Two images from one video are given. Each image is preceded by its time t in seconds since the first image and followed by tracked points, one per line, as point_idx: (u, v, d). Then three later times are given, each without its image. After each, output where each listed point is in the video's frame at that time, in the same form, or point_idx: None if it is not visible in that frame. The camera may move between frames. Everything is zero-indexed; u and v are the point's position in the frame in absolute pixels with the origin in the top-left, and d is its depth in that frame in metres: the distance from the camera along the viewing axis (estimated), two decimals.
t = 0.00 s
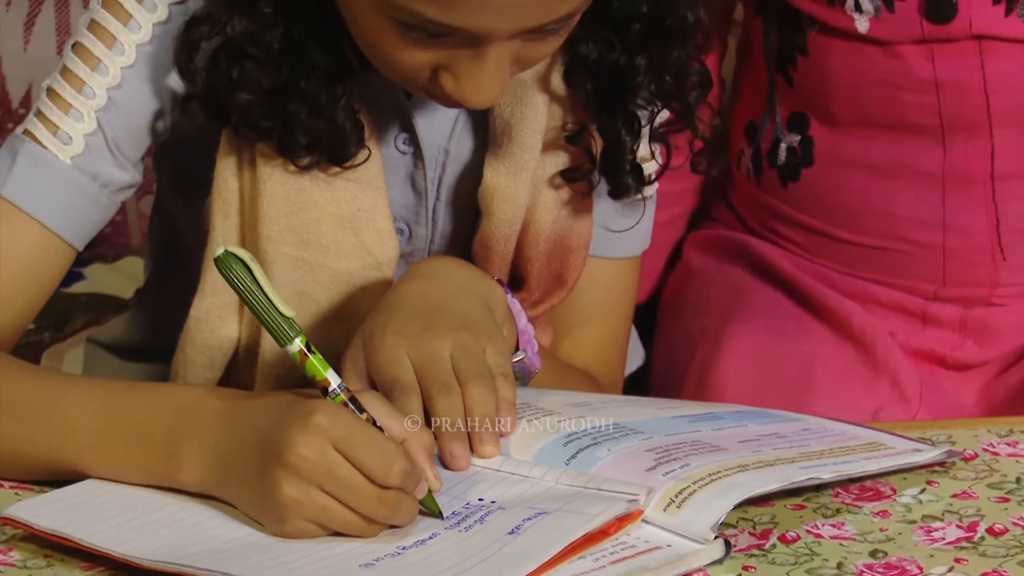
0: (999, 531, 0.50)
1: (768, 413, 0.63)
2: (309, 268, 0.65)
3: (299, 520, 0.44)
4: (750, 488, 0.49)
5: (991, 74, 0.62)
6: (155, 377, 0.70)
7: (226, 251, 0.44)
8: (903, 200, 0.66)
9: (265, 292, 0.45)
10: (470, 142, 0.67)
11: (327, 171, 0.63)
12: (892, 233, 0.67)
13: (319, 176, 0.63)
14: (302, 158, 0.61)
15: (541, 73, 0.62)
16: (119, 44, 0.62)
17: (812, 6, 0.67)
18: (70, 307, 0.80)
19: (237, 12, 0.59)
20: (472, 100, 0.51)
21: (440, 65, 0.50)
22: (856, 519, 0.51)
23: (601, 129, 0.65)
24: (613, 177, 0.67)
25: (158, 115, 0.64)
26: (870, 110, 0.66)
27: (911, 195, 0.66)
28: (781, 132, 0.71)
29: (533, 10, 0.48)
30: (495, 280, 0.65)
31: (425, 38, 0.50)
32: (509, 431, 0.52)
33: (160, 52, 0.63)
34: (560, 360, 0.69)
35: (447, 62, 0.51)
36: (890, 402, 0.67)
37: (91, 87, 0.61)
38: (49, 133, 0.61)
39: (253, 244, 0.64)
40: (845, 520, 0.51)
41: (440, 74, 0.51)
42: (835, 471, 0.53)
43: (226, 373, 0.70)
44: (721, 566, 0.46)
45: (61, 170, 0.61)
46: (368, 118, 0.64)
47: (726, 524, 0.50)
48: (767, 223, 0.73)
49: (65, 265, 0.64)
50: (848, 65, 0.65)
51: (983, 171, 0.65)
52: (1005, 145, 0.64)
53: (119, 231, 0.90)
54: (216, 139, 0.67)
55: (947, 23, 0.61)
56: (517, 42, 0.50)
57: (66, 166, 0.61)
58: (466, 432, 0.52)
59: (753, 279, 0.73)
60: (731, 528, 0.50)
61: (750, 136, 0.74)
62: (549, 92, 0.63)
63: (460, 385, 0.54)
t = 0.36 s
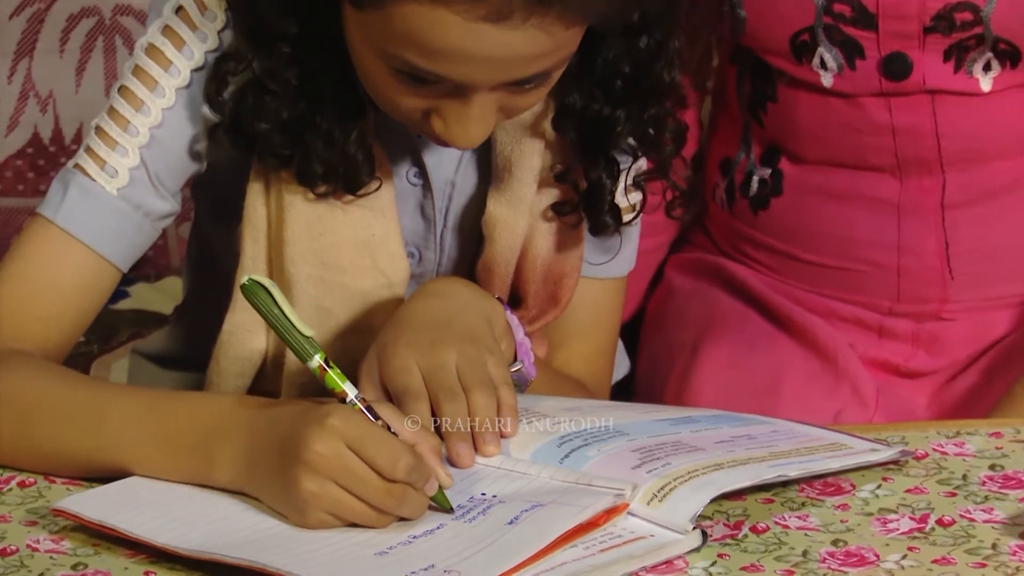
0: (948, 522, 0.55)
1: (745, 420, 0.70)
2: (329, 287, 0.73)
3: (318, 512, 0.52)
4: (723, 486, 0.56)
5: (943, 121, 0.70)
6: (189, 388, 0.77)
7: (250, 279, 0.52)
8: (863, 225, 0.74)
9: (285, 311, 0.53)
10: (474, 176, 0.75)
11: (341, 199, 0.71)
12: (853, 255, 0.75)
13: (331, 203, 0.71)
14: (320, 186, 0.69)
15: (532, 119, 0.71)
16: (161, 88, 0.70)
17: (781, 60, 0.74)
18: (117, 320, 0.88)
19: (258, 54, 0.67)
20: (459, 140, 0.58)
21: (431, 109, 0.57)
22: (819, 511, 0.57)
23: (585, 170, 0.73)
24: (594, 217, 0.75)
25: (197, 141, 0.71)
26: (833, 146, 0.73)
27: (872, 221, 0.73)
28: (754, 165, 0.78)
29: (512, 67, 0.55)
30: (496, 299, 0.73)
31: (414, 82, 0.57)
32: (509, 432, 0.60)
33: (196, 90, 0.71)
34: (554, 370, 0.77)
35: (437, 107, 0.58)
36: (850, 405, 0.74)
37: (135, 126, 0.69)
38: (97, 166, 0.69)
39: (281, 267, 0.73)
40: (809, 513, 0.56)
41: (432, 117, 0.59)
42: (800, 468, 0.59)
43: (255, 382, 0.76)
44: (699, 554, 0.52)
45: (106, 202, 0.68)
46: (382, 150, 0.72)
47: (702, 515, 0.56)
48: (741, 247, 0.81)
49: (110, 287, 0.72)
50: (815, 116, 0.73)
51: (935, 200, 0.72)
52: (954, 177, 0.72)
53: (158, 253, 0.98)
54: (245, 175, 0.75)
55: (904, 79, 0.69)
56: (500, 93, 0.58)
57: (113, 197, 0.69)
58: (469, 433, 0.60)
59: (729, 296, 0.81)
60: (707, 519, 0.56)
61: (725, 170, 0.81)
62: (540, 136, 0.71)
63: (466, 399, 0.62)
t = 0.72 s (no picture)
0: (907, 521, 0.62)
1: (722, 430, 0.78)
2: (345, 307, 0.80)
3: (338, 511, 0.59)
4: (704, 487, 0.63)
5: (900, 160, 0.78)
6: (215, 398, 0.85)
7: (288, 282, 0.60)
8: (828, 251, 0.82)
9: (317, 315, 0.60)
10: (476, 207, 0.83)
11: (355, 228, 0.78)
12: (820, 277, 0.82)
13: (344, 231, 0.78)
14: (336, 216, 0.77)
15: (528, 154, 0.78)
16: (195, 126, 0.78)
17: (752, 106, 0.82)
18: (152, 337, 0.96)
19: (280, 96, 0.74)
20: (459, 172, 0.66)
21: (433, 146, 0.65)
22: (791, 512, 0.64)
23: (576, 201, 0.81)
24: (584, 243, 0.83)
25: (226, 174, 0.79)
26: (801, 180, 0.81)
27: (837, 247, 0.81)
28: (730, 196, 0.86)
29: (503, 107, 0.62)
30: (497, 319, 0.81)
31: (418, 121, 0.64)
32: (509, 438, 0.68)
33: (226, 127, 0.78)
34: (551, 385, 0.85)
35: (439, 144, 0.65)
36: (818, 414, 0.82)
37: (172, 160, 0.77)
38: (137, 198, 0.76)
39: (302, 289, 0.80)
40: (782, 512, 0.63)
41: (434, 152, 0.66)
42: (775, 472, 0.66)
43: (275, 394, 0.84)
44: (682, 549, 0.59)
45: (146, 228, 0.76)
46: (393, 183, 0.80)
47: (686, 515, 0.63)
48: (716, 271, 0.89)
49: (146, 308, 0.79)
50: (783, 153, 0.81)
51: (893, 228, 0.80)
52: (910, 208, 0.80)
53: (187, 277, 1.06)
54: (267, 210, 0.82)
55: (863, 125, 0.77)
56: (494, 130, 0.65)
57: (152, 225, 0.76)
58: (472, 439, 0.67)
59: (709, 316, 0.89)
60: (690, 519, 0.63)
61: (703, 203, 0.89)
62: (535, 168, 0.79)
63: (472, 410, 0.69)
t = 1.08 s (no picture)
0: (880, 528, 0.67)
1: (707, 442, 0.84)
2: (356, 329, 0.86)
3: (346, 517, 0.65)
4: (690, 497, 0.68)
5: (873, 192, 0.84)
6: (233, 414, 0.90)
7: (299, 303, 0.66)
8: (807, 274, 0.87)
9: (327, 332, 0.66)
10: (481, 235, 0.89)
11: (369, 254, 0.84)
12: (799, 298, 0.88)
13: (362, 257, 0.84)
14: (351, 242, 0.83)
15: (532, 186, 0.84)
16: (219, 160, 0.83)
17: (735, 142, 0.87)
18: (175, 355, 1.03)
19: (299, 130, 0.80)
20: (466, 196, 0.70)
21: (443, 172, 0.69)
22: (773, 519, 0.69)
23: (577, 228, 0.87)
24: (584, 268, 0.88)
25: (248, 204, 0.84)
26: (781, 209, 0.87)
27: (816, 270, 0.87)
28: (714, 226, 0.92)
29: (505, 130, 0.67)
30: (499, 339, 0.86)
31: (428, 147, 0.69)
32: (509, 451, 0.73)
33: (249, 160, 0.84)
34: (549, 402, 0.90)
35: (449, 169, 0.70)
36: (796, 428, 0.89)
37: (196, 192, 0.83)
38: (164, 227, 0.82)
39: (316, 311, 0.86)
40: (764, 520, 0.69)
41: (445, 179, 0.70)
42: (757, 482, 0.71)
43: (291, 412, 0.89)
44: (670, 555, 0.64)
45: (170, 255, 0.82)
46: (405, 212, 0.86)
47: (674, 522, 0.68)
48: (701, 294, 0.95)
49: (169, 332, 0.85)
50: (763, 186, 0.87)
51: (867, 252, 0.86)
52: (883, 235, 0.86)
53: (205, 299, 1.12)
54: (288, 238, 0.88)
55: (839, 159, 0.83)
56: (498, 156, 0.69)
57: (177, 253, 0.82)
58: (475, 450, 0.73)
59: (696, 337, 0.94)
60: (678, 526, 0.69)
61: (689, 230, 0.94)
62: (538, 199, 0.85)
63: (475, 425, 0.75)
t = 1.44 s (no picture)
0: (851, 529, 0.74)
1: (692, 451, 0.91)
2: (371, 348, 0.93)
3: (359, 518, 0.72)
4: (674, 500, 0.75)
5: (841, 221, 0.92)
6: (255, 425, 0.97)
7: (312, 327, 0.74)
8: (781, 296, 0.95)
9: (338, 354, 0.74)
10: (486, 261, 0.97)
11: (385, 280, 0.92)
12: (775, 317, 0.96)
13: (377, 282, 0.92)
14: (369, 270, 0.91)
15: (535, 215, 0.92)
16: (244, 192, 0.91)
17: (712, 174, 0.96)
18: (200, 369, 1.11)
19: (320, 167, 0.88)
20: (476, 224, 0.78)
21: (455, 202, 0.77)
22: (752, 521, 0.76)
23: (577, 254, 0.95)
24: (586, 289, 0.96)
25: (273, 238, 0.92)
26: (756, 236, 0.95)
27: (790, 291, 0.95)
28: (696, 250, 1.01)
29: (509, 158, 0.74)
30: (499, 355, 0.94)
31: (440, 178, 0.76)
32: (508, 458, 0.81)
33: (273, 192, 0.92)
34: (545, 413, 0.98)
35: (460, 199, 0.77)
36: (773, 437, 0.96)
37: (223, 222, 0.90)
38: (192, 253, 0.90)
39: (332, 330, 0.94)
40: (744, 522, 0.76)
41: (457, 208, 0.78)
42: (737, 487, 0.78)
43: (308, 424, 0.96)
44: (657, 554, 0.71)
45: (200, 281, 0.89)
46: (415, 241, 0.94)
47: (661, 524, 0.75)
48: (685, 313, 1.03)
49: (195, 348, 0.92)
50: (741, 216, 0.95)
51: (837, 275, 0.94)
52: (851, 259, 0.94)
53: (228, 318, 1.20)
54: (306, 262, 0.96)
55: (808, 190, 0.91)
56: (504, 183, 0.76)
57: (204, 276, 0.90)
58: (477, 459, 0.80)
59: (682, 354, 1.02)
60: (665, 527, 0.76)
61: (673, 254, 1.03)
62: (539, 226, 0.93)
63: (475, 431, 0.82)
